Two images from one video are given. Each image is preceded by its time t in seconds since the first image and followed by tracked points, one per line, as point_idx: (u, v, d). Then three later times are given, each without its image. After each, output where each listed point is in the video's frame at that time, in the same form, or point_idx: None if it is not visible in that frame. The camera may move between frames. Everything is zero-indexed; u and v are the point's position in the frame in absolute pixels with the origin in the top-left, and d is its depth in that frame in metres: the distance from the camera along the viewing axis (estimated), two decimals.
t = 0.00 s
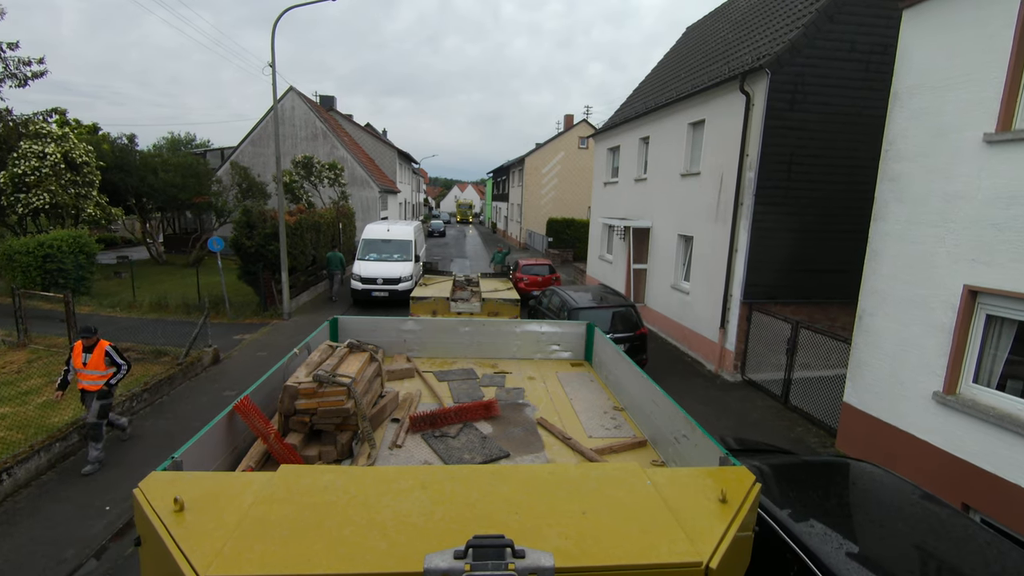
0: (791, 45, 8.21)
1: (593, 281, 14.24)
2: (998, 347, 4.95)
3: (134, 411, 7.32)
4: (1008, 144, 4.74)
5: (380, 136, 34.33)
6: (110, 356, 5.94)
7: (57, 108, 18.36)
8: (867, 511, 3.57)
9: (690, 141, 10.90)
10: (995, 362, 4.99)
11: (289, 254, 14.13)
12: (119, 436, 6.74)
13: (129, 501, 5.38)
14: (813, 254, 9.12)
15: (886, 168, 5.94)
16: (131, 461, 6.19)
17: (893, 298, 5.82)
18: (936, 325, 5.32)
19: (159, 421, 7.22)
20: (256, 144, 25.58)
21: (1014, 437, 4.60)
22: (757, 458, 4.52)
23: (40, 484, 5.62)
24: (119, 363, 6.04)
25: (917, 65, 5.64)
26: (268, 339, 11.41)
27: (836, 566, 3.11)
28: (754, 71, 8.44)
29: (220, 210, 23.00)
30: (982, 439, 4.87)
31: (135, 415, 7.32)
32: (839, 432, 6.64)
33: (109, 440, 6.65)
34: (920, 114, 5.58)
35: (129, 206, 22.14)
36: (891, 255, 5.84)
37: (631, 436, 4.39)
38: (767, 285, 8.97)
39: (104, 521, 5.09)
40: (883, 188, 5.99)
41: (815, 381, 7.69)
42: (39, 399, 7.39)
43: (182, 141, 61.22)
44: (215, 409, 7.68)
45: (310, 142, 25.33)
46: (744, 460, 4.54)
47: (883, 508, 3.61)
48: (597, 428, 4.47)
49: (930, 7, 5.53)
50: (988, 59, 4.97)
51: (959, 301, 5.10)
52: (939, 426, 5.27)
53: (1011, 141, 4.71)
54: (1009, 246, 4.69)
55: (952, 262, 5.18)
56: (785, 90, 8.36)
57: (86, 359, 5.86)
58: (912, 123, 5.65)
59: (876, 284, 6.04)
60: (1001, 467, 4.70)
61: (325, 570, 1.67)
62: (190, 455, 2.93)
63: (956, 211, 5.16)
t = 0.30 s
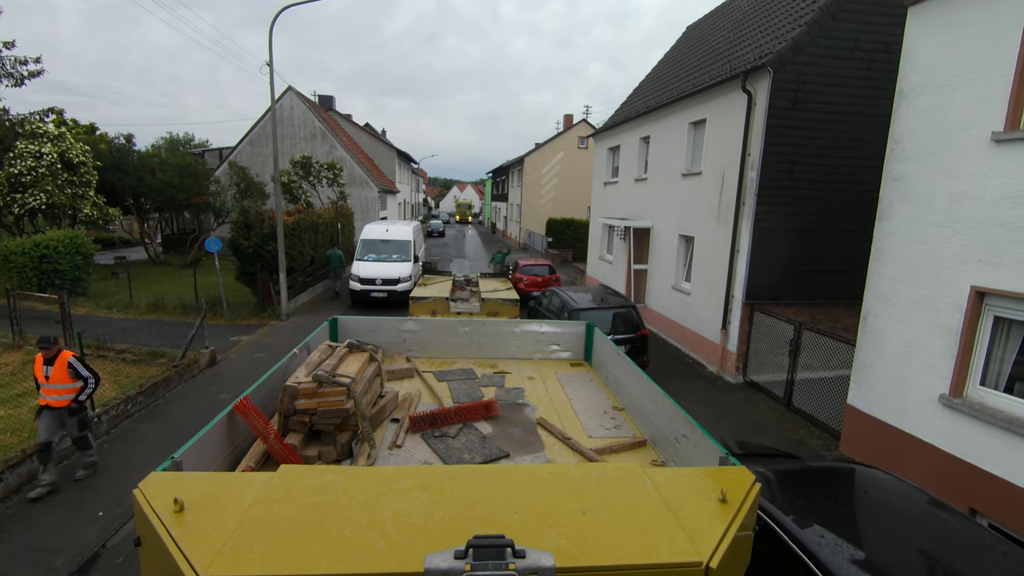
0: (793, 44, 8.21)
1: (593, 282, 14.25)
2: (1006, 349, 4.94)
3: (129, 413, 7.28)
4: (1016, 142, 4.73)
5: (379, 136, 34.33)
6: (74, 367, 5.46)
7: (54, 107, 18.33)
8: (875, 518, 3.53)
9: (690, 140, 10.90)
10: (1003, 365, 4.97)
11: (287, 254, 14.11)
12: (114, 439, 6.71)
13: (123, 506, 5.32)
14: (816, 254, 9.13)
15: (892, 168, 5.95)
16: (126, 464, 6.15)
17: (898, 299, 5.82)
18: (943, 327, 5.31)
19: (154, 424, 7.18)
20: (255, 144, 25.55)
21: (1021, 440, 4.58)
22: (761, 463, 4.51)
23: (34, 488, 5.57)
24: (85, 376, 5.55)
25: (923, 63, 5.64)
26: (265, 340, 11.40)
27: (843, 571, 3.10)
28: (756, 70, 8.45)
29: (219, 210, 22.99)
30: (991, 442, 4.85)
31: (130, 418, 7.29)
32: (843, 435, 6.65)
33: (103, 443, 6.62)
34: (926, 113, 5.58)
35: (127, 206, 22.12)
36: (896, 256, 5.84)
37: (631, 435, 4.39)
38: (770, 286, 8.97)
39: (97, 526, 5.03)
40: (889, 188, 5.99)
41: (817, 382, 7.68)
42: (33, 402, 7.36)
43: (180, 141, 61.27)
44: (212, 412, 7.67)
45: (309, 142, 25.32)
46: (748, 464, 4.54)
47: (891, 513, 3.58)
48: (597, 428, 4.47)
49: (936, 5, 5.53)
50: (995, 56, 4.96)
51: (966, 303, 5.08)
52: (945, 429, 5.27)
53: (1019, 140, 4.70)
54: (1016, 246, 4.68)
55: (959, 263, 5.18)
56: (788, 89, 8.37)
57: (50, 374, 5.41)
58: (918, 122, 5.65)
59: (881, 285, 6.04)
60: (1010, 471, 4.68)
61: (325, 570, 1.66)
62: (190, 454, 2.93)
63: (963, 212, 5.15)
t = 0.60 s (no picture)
0: (796, 42, 8.21)
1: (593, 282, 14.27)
2: (1013, 352, 4.93)
3: (124, 416, 7.26)
4: None
5: (377, 136, 34.35)
6: (28, 388, 4.87)
7: (51, 107, 18.31)
8: (885, 527, 3.49)
9: (691, 140, 10.91)
10: (1010, 368, 4.96)
11: (285, 254, 14.11)
12: (108, 442, 6.68)
13: (116, 512, 5.27)
14: (818, 255, 9.13)
15: (897, 167, 5.94)
16: (120, 467, 6.12)
17: (903, 300, 5.82)
18: (950, 329, 5.31)
19: (149, 427, 7.15)
20: (253, 144, 25.53)
21: None
22: (766, 469, 4.49)
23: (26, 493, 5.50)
24: (41, 398, 4.96)
25: (929, 61, 5.63)
26: (263, 341, 11.39)
27: None
28: (758, 69, 8.45)
29: (217, 210, 22.98)
30: (999, 445, 4.85)
31: (125, 421, 7.26)
32: (847, 438, 6.66)
33: (97, 446, 6.56)
34: (932, 112, 5.58)
35: (125, 206, 22.11)
36: (902, 256, 5.84)
37: (630, 435, 4.40)
38: (772, 287, 8.98)
39: (88, 533, 4.98)
40: (894, 188, 5.99)
41: (819, 384, 7.67)
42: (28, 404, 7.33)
43: (179, 141, 61.24)
44: (209, 414, 7.65)
45: (308, 142, 25.32)
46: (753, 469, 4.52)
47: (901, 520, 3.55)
48: (596, 428, 4.47)
49: (943, 3, 5.51)
50: (1001, 54, 4.95)
51: (973, 304, 5.07)
52: (951, 432, 5.27)
53: None
54: None
55: (966, 264, 5.17)
56: (790, 88, 8.38)
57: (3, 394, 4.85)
58: (924, 121, 5.65)
59: (886, 286, 6.04)
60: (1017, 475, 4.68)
61: (326, 570, 1.66)
62: (190, 454, 2.94)
63: (969, 213, 5.15)
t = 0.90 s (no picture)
0: (799, 41, 8.21)
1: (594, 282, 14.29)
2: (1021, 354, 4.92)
3: (118, 419, 7.23)
4: None
5: (376, 136, 34.31)
6: None
7: (48, 106, 18.28)
8: (898, 537, 3.44)
9: (692, 139, 10.91)
10: (1018, 370, 4.95)
11: (283, 255, 14.10)
12: (102, 446, 6.65)
13: (109, 518, 5.21)
14: (821, 256, 9.13)
15: (902, 167, 5.93)
16: (115, 471, 6.09)
17: (908, 301, 5.80)
18: (957, 331, 5.29)
19: (144, 430, 7.13)
20: (252, 144, 25.51)
21: None
22: (770, 475, 4.46)
23: (18, 498, 5.45)
24: None
25: (935, 59, 5.60)
26: (261, 343, 11.38)
27: None
28: (761, 68, 8.44)
29: (215, 211, 22.98)
30: (1006, 447, 4.84)
31: (119, 424, 7.22)
32: (850, 441, 6.65)
33: (90, 450, 6.52)
34: (938, 110, 5.55)
35: (122, 206, 22.09)
36: (906, 257, 5.82)
37: (630, 435, 4.40)
38: (774, 288, 8.99)
39: (81, 539, 4.92)
40: (899, 187, 5.97)
41: (821, 386, 7.67)
42: (23, 406, 7.30)
43: (178, 141, 61.20)
44: (205, 416, 7.64)
45: (306, 141, 25.31)
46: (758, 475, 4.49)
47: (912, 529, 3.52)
48: (596, 428, 4.48)
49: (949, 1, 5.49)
50: (1009, 51, 4.93)
51: (981, 305, 5.06)
52: (957, 434, 5.26)
53: None
54: None
55: (973, 265, 5.16)
56: (793, 87, 8.37)
57: None
58: (930, 119, 5.62)
59: (890, 287, 6.03)
60: None
61: (327, 570, 1.66)
62: (190, 454, 2.94)
63: (978, 213, 5.13)
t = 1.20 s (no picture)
0: (801, 39, 8.20)
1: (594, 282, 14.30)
2: None
3: (112, 422, 7.21)
4: None
5: (376, 136, 34.31)
6: None
7: (45, 106, 18.26)
8: (911, 550, 3.21)
9: (694, 139, 10.91)
10: None
11: (280, 255, 14.11)
12: (97, 449, 6.62)
13: (101, 524, 5.16)
14: (823, 256, 9.13)
15: (907, 166, 5.88)
16: (109, 476, 6.05)
17: (914, 303, 5.76)
18: (965, 333, 5.23)
19: (139, 433, 7.10)
20: (250, 144, 25.49)
21: None
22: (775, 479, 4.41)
23: (10, 502, 5.42)
24: None
25: (941, 56, 5.54)
26: (258, 344, 11.38)
27: None
28: (763, 67, 8.44)
29: (213, 211, 23.02)
30: (1012, 451, 4.79)
31: (114, 427, 7.20)
32: (855, 443, 6.66)
33: (84, 454, 6.50)
34: (944, 108, 5.50)
35: (120, 206, 22.09)
36: (912, 258, 5.78)
37: (630, 435, 4.40)
38: (776, 289, 8.98)
39: (73, 546, 4.86)
40: (904, 186, 5.93)
41: (824, 387, 7.68)
42: (17, 409, 7.28)
43: (177, 141, 61.18)
44: (202, 419, 7.63)
45: (305, 141, 25.32)
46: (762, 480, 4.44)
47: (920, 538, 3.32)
48: (596, 428, 4.48)
49: None
50: (1015, 48, 4.88)
51: (990, 307, 4.98)
52: (963, 438, 5.22)
53: None
54: None
55: (980, 266, 5.10)
56: (795, 86, 8.36)
57: None
58: (936, 117, 5.58)
59: (895, 288, 5.99)
60: None
61: (327, 570, 1.66)
62: (190, 454, 2.94)
63: (985, 213, 5.07)
